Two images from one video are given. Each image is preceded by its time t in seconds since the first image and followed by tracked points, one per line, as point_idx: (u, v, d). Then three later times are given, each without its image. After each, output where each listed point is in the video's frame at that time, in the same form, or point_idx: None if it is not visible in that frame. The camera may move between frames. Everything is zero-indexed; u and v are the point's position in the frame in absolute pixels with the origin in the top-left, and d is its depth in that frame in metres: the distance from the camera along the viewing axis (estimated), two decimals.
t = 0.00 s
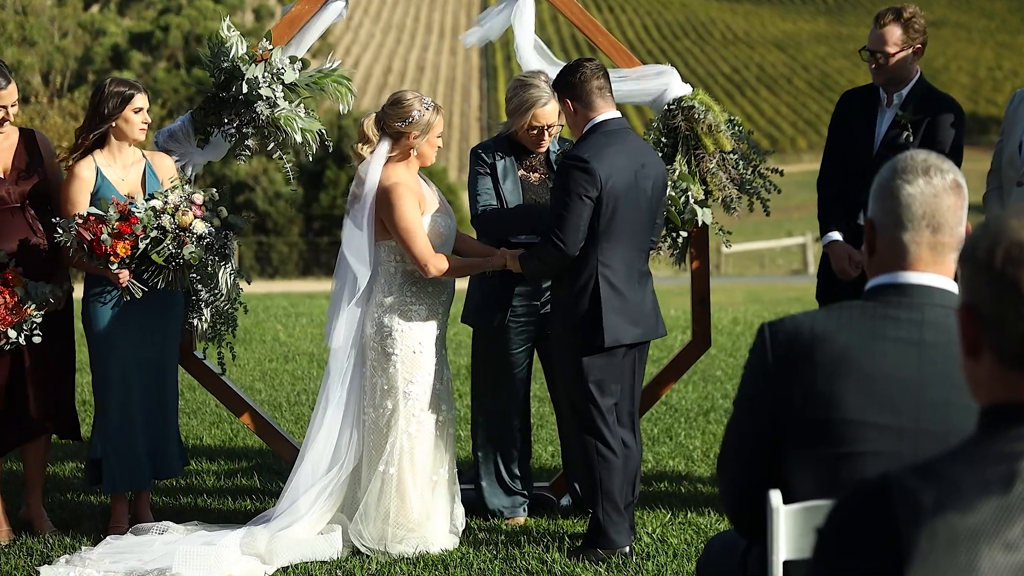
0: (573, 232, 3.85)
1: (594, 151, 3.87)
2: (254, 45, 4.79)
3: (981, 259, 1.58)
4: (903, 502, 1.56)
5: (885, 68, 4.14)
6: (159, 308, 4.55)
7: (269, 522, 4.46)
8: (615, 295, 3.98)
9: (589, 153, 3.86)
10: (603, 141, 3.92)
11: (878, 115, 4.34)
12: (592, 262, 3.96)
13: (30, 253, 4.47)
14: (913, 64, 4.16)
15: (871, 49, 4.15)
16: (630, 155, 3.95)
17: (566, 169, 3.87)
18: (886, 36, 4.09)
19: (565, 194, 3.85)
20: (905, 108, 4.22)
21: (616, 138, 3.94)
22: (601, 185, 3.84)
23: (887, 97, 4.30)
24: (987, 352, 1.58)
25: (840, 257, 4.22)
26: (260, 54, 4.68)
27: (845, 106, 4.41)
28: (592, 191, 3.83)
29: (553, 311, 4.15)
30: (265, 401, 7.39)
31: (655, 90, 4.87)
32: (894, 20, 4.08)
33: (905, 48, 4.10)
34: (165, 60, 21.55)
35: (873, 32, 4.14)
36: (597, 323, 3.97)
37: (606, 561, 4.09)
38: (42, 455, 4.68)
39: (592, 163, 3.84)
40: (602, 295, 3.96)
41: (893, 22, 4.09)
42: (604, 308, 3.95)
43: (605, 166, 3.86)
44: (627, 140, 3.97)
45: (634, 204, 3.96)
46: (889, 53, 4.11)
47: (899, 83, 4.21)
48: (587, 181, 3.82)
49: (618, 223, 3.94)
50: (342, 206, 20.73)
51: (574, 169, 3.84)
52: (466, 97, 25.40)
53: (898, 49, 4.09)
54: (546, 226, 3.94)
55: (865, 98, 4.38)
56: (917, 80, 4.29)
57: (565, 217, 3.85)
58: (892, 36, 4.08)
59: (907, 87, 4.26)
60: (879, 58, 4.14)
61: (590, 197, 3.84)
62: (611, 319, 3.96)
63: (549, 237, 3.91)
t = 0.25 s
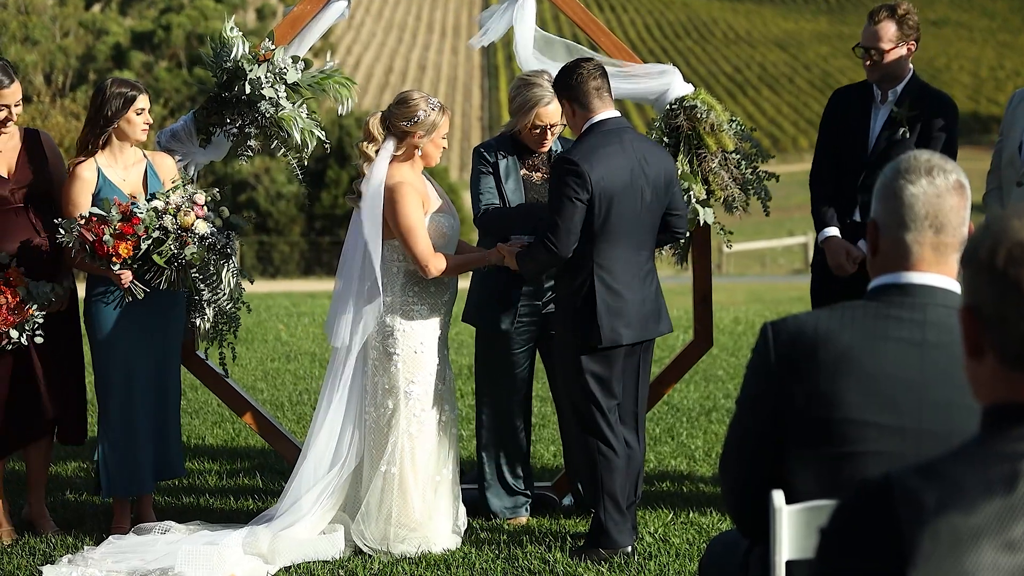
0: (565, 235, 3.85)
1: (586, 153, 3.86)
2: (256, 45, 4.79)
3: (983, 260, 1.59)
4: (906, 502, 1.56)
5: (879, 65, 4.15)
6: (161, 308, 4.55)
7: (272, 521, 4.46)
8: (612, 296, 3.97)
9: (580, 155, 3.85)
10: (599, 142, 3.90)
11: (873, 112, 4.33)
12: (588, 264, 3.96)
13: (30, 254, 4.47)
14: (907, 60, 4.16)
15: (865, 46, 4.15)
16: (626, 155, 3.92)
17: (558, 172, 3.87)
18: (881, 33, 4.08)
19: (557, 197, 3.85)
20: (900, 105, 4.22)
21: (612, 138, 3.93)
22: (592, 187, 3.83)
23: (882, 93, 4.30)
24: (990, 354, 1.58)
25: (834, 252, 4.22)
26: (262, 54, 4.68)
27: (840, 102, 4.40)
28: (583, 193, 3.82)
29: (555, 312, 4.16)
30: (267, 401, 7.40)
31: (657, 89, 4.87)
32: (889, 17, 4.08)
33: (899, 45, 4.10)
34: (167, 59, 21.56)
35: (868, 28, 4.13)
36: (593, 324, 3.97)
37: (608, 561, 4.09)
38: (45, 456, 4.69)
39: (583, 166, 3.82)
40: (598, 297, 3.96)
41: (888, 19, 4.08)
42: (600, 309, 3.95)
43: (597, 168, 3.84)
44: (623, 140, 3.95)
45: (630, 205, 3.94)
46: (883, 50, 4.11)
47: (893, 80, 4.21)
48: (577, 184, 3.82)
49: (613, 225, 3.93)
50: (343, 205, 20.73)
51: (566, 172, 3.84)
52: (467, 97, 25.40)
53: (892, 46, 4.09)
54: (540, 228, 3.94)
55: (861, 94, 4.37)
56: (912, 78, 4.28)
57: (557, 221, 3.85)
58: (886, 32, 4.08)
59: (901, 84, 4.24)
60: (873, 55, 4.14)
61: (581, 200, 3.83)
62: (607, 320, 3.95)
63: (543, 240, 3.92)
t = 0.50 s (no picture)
0: (561, 239, 3.86)
1: (581, 156, 3.86)
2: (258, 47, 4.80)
3: (984, 263, 1.59)
4: (908, 505, 1.56)
5: (876, 66, 4.15)
6: (163, 310, 4.55)
7: (273, 524, 4.46)
8: (610, 299, 3.97)
9: (575, 158, 3.85)
10: (597, 145, 3.90)
11: (870, 113, 4.33)
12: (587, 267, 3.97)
13: (31, 256, 4.48)
14: (904, 61, 4.16)
15: (862, 47, 4.16)
16: (623, 157, 3.91)
17: (555, 176, 3.87)
18: (878, 34, 4.09)
19: (553, 202, 3.86)
20: (897, 106, 4.22)
21: (609, 141, 3.92)
22: (588, 191, 3.83)
23: (879, 94, 4.30)
24: (992, 357, 1.58)
25: (834, 252, 4.22)
26: (264, 56, 4.68)
27: (838, 103, 4.40)
28: (579, 197, 3.82)
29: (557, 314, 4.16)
30: (269, 403, 7.41)
31: (659, 92, 4.88)
32: (886, 18, 4.09)
33: (897, 46, 4.10)
34: (168, 61, 21.58)
35: (865, 30, 4.14)
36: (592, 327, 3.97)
37: (610, 563, 4.09)
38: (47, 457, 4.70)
39: (579, 169, 3.82)
40: (597, 299, 3.96)
41: (885, 20, 4.09)
42: (598, 312, 3.95)
43: (593, 171, 3.84)
44: (621, 142, 3.94)
45: (628, 207, 3.94)
46: (881, 51, 4.11)
47: (891, 81, 4.21)
48: (573, 187, 3.82)
49: (611, 228, 3.93)
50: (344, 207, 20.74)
51: (562, 176, 3.84)
52: (469, 99, 25.41)
53: (889, 47, 4.10)
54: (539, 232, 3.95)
55: (859, 95, 4.37)
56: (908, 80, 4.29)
57: (554, 225, 3.86)
58: (884, 34, 4.08)
59: (899, 85, 4.25)
60: (870, 56, 4.15)
61: (577, 204, 3.83)
62: (605, 323, 3.95)
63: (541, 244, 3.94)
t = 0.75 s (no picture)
0: (564, 243, 3.86)
1: (585, 160, 3.86)
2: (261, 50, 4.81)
3: (986, 266, 1.58)
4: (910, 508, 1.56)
5: (877, 69, 4.15)
6: (165, 313, 4.56)
7: (277, 526, 4.47)
8: (613, 303, 3.97)
9: (579, 162, 3.85)
10: (600, 148, 3.90)
11: (873, 116, 4.32)
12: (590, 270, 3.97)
13: (33, 259, 4.49)
14: (906, 64, 4.16)
15: (864, 50, 4.16)
16: (626, 161, 3.92)
17: (559, 180, 3.87)
18: (880, 37, 4.09)
19: (557, 206, 3.86)
20: (900, 109, 4.21)
21: (613, 144, 3.93)
22: (591, 195, 3.83)
23: (881, 97, 4.29)
24: (994, 360, 1.58)
25: (837, 255, 4.23)
26: (267, 59, 4.70)
27: (841, 107, 4.40)
28: (582, 201, 3.82)
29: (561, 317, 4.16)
30: (272, 405, 7.41)
31: (661, 95, 4.87)
32: (887, 21, 4.09)
33: (898, 48, 4.10)
34: (171, 64, 21.61)
35: (866, 33, 4.14)
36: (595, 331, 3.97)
37: (612, 566, 4.09)
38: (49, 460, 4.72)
39: (582, 174, 3.82)
40: (600, 303, 3.96)
41: (886, 23, 4.10)
42: (601, 316, 3.95)
43: (596, 175, 3.84)
44: (625, 146, 3.94)
45: (632, 211, 3.94)
46: (883, 54, 4.11)
47: (892, 84, 4.20)
48: (577, 192, 3.82)
49: (614, 231, 3.93)
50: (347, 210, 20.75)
51: (566, 180, 3.84)
52: (471, 102, 25.43)
53: (891, 50, 4.09)
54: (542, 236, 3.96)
55: (862, 98, 4.36)
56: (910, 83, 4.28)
57: (557, 230, 3.86)
58: (886, 36, 4.08)
59: (901, 88, 4.25)
60: (872, 59, 4.15)
61: (580, 208, 3.83)
62: (608, 327, 3.96)
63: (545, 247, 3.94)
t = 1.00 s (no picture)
0: (568, 246, 3.86)
1: (590, 163, 3.86)
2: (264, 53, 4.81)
3: (988, 270, 1.59)
4: (914, 512, 1.56)
5: (881, 73, 4.15)
6: (167, 317, 4.56)
7: (279, 530, 4.47)
8: (617, 306, 3.97)
9: (583, 165, 3.85)
10: (605, 151, 3.90)
11: (876, 120, 4.32)
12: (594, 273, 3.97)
13: (35, 263, 4.49)
14: (909, 68, 4.16)
15: (867, 55, 4.15)
16: (631, 165, 3.92)
17: (564, 183, 3.87)
18: (883, 40, 4.09)
19: (561, 209, 3.86)
20: (903, 112, 4.21)
21: (618, 147, 3.93)
22: (595, 198, 3.83)
23: (885, 101, 4.28)
24: (998, 364, 1.58)
25: (840, 259, 4.24)
26: (270, 63, 4.70)
27: (844, 110, 4.39)
28: (586, 205, 3.83)
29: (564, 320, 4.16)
30: (274, 408, 7.41)
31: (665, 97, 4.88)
32: (890, 25, 4.10)
33: (901, 52, 4.10)
34: (174, 67, 21.63)
35: (869, 37, 4.14)
36: (599, 334, 3.97)
37: (615, 569, 4.08)
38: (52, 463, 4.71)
39: (587, 177, 3.82)
40: (604, 306, 3.96)
41: (889, 27, 4.10)
42: (605, 319, 3.95)
43: (601, 178, 3.84)
44: (630, 149, 3.94)
45: (636, 214, 3.94)
46: (886, 57, 4.11)
47: (896, 87, 4.20)
48: (581, 195, 3.82)
49: (618, 234, 3.93)
50: (350, 213, 20.76)
51: (571, 183, 3.84)
52: (474, 105, 25.44)
53: (895, 53, 4.09)
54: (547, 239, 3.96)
55: (865, 101, 4.36)
56: (914, 86, 4.28)
57: (561, 233, 3.86)
58: (888, 40, 4.08)
59: (904, 91, 4.24)
60: (876, 63, 4.14)
61: (584, 211, 3.83)
62: (612, 330, 3.96)
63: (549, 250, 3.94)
